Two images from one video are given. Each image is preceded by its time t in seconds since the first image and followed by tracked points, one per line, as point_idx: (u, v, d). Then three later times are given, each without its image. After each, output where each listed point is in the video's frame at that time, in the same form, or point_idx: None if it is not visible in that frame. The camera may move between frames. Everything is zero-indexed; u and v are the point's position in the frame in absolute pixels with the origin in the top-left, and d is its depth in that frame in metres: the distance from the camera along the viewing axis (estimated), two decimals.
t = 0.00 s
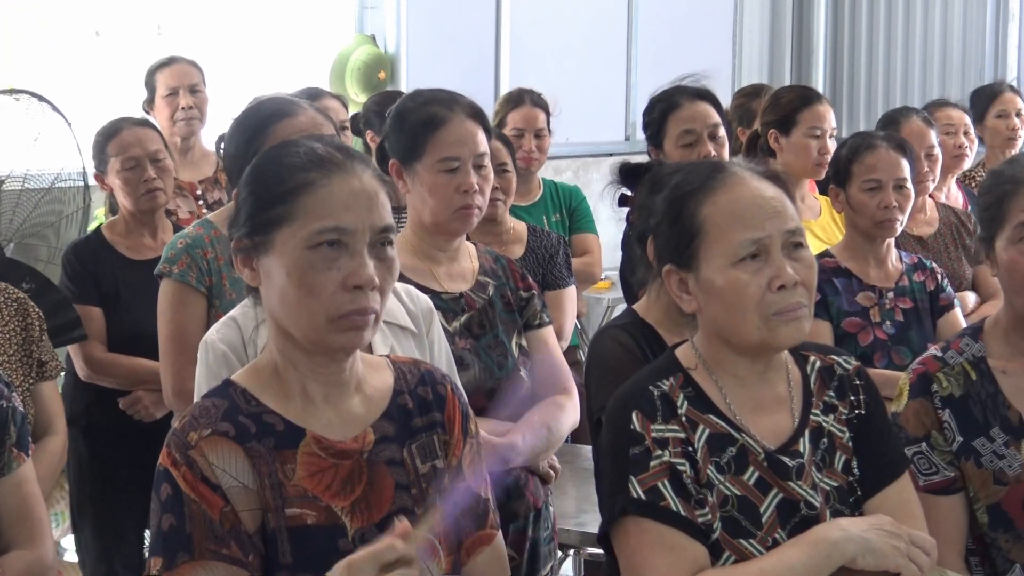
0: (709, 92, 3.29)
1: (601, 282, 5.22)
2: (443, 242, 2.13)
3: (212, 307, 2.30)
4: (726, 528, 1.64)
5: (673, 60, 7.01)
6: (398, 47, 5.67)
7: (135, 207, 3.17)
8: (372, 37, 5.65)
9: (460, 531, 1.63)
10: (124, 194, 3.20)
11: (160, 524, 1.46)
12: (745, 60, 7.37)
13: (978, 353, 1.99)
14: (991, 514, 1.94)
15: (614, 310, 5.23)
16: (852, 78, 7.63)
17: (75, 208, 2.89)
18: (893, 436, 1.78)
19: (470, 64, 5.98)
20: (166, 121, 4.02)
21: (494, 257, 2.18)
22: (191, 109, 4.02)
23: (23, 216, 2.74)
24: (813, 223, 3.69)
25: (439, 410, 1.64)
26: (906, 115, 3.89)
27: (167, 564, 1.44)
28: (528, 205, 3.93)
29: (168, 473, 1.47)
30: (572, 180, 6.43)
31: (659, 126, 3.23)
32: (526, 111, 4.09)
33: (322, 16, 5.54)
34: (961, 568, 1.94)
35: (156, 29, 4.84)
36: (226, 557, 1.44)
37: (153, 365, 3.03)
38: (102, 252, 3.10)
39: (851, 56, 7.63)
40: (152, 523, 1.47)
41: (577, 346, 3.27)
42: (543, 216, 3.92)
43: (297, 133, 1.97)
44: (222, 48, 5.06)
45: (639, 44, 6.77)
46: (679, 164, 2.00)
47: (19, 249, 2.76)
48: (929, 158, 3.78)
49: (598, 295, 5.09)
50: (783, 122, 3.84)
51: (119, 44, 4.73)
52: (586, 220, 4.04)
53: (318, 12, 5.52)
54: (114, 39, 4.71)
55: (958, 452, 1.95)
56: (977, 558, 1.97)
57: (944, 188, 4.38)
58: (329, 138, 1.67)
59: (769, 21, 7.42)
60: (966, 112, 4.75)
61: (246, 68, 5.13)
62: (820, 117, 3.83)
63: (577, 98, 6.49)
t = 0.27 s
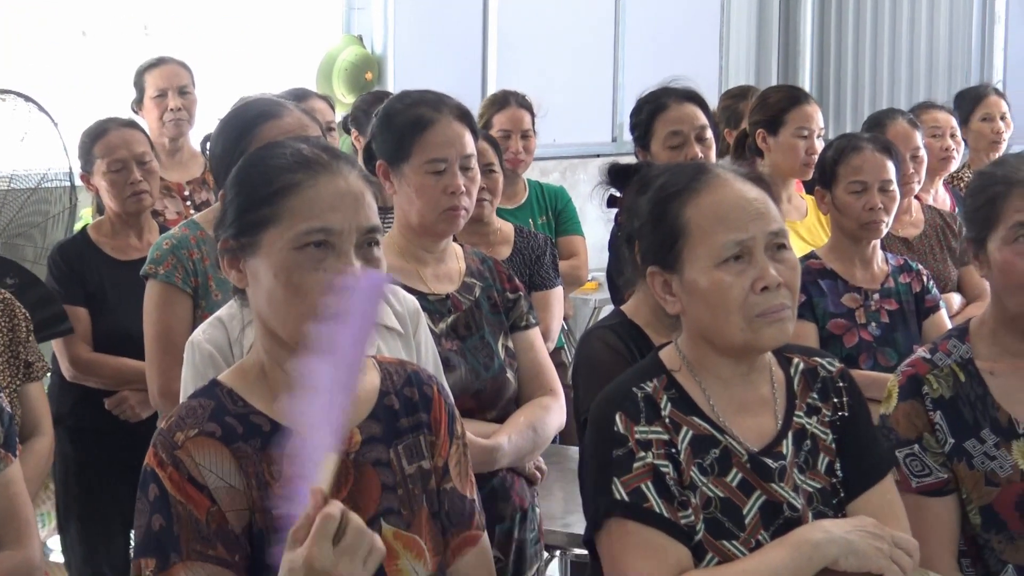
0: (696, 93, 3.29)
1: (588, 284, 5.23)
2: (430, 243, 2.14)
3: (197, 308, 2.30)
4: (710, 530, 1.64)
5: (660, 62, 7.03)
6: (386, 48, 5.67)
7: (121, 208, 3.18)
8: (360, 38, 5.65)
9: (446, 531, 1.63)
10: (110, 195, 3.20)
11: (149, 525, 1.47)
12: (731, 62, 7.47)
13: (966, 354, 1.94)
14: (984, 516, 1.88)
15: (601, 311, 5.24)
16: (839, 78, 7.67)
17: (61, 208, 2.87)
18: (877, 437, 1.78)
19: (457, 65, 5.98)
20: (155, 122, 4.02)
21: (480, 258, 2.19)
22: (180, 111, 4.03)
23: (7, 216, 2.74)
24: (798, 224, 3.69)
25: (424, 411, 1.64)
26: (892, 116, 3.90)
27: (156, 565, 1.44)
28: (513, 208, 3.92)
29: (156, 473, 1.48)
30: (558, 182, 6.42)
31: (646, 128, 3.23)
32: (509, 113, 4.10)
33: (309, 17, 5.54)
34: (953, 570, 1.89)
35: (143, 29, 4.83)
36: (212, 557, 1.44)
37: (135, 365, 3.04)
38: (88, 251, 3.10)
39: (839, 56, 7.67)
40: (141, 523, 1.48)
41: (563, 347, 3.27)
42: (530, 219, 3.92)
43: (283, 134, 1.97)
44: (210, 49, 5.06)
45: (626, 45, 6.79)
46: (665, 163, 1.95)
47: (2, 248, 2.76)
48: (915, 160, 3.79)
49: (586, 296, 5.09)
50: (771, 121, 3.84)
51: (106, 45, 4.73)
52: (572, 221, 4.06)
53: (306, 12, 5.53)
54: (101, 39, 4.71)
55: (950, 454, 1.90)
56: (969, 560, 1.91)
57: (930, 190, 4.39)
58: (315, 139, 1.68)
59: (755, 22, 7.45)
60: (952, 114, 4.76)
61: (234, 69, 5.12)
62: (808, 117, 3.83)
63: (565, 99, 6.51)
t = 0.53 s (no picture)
0: (687, 96, 3.30)
1: (578, 285, 5.24)
2: (421, 245, 2.14)
3: (188, 306, 2.30)
4: (698, 534, 1.65)
5: (652, 63, 7.03)
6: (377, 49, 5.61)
7: (111, 207, 3.15)
8: (352, 38, 5.64)
9: (436, 532, 1.62)
10: (100, 194, 3.18)
11: (137, 522, 1.45)
12: (722, 64, 7.46)
13: (961, 360, 1.94)
14: (980, 520, 1.89)
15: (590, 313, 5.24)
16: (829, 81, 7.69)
17: (52, 206, 2.83)
18: (864, 442, 1.79)
19: (448, 66, 5.96)
20: (149, 121, 4.00)
21: (472, 260, 2.20)
22: (173, 110, 4.01)
23: None
24: (787, 227, 3.70)
25: (415, 411, 1.64)
26: (883, 121, 3.91)
27: (142, 562, 1.43)
28: (503, 209, 3.92)
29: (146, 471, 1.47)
30: (549, 182, 6.47)
31: (637, 131, 3.24)
32: (500, 115, 4.09)
33: (302, 16, 5.52)
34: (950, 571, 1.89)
35: (134, 27, 4.81)
36: (203, 556, 1.44)
37: (125, 363, 3.03)
38: (79, 249, 3.08)
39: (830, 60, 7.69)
40: (128, 521, 1.46)
41: (553, 349, 3.29)
42: (521, 220, 3.93)
43: (274, 134, 1.97)
44: (201, 47, 5.05)
45: (618, 46, 6.80)
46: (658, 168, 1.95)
47: None
48: (904, 165, 3.81)
49: (575, 298, 5.10)
50: (762, 123, 3.85)
51: (96, 43, 4.71)
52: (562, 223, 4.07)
53: (299, 12, 5.52)
54: (91, 36, 4.69)
55: (947, 459, 1.90)
56: (965, 564, 1.93)
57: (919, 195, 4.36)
58: (308, 138, 1.67)
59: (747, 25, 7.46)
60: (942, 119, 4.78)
61: (225, 67, 5.12)
62: (798, 121, 3.84)
63: (556, 100, 6.51)
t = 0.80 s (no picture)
0: (685, 100, 3.31)
1: (574, 288, 5.24)
2: (420, 246, 2.14)
3: (186, 307, 2.30)
4: (694, 537, 1.66)
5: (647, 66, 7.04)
6: (375, 50, 5.66)
7: (107, 208, 3.13)
8: (349, 39, 5.64)
9: (436, 534, 1.64)
10: (95, 194, 3.16)
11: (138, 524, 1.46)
12: (718, 67, 7.45)
13: (961, 364, 1.96)
14: (980, 524, 1.91)
15: (586, 316, 5.25)
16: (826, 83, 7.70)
17: (49, 206, 2.76)
18: (860, 446, 1.80)
19: (444, 68, 5.97)
20: (144, 121, 3.98)
21: (470, 262, 2.21)
22: (169, 111, 4.00)
23: None
24: (782, 229, 3.71)
25: (414, 413, 1.64)
26: (879, 126, 3.93)
27: (143, 564, 1.43)
28: (501, 212, 3.91)
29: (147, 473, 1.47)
30: (546, 185, 6.38)
31: (635, 134, 3.25)
32: (497, 114, 4.13)
33: (299, 17, 5.51)
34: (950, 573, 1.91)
35: (131, 28, 4.78)
36: (203, 557, 1.44)
37: (122, 364, 3.01)
38: (74, 251, 3.07)
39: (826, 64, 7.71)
40: (129, 522, 1.47)
41: (550, 352, 3.29)
42: (518, 223, 3.93)
43: (273, 135, 1.97)
44: (196, 48, 5.03)
45: (614, 48, 6.81)
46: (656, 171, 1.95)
47: None
48: (902, 169, 3.83)
49: (571, 300, 5.11)
50: (758, 126, 3.86)
51: (92, 43, 4.68)
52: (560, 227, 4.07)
53: (297, 13, 5.50)
54: (88, 37, 4.66)
55: (947, 463, 1.92)
56: (965, 567, 1.95)
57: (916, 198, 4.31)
58: (310, 140, 1.68)
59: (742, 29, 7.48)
60: (938, 123, 4.81)
61: (222, 69, 5.11)
62: (794, 124, 3.85)
63: (553, 103, 6.51)
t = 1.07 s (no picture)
0: (680, 100, 3.31)
1: (569, 289, 5.24)
2: (416, 246, 2.14)
3: (181, 307, 2.30)
4: (689, 538, 1.66)
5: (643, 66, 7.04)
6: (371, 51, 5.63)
7: (101, 208, 3.14)
8: (345, 40, 5.64)
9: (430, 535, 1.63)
10: (90, 195, 3.16)
11: (131, 525, 1.45)
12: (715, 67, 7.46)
13: (956, 365, 1.95)
14: (975, 525, 1.90)
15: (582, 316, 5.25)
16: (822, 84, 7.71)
17: (44, 207, 2.78)
18: (856, 447, 1.80)
19: (441, 68, 5.97)
20: (139, 121, 3.99)
21: (466, 263, 2.21)
22: (164, 111, 4.00)
23: None
24: (777, 229, 3.70)
25: (409, 415, 1.64)
26: (875, 126, 3.93)
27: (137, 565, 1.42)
28: (497, 212, 3.94)
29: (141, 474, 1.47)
30: (541, 185, 6.45)
31: (630, 134, 3.25)
32: (487, 114, 4.16)
33: (295, 17, 5.51)
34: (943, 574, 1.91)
35: (127, 28, 4.80)
36: (197, 558, 1.43)
37: (118, 365, 3.02)
38: (69, 251, 3.07)
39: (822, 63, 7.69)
40: (122, 524, 1.46)
41: (545, 352, 3.30)
42: (513, 223, 3.94)
43: (269, 135, 1.97)
44: (192, 49, 5.03)
45: (610, 48, 6.81)
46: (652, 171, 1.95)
47: None
48: (898, 169, 3.83)
49: (567, 301, 5.11)
50: (753, 126, 3.86)
51: (88, 44, 4.68)
52: (556, 228, 4.07)
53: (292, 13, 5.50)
54: (85, 37, 4.66)
55: (942, 463, 1.91)
56: (959, 568, 1.94)
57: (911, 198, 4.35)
58: (305, 140, 1.68)
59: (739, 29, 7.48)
60: (933, 124, 4.82)
61: (218, 69, 5.11)
62: (789, 124, 3.85)
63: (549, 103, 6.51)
